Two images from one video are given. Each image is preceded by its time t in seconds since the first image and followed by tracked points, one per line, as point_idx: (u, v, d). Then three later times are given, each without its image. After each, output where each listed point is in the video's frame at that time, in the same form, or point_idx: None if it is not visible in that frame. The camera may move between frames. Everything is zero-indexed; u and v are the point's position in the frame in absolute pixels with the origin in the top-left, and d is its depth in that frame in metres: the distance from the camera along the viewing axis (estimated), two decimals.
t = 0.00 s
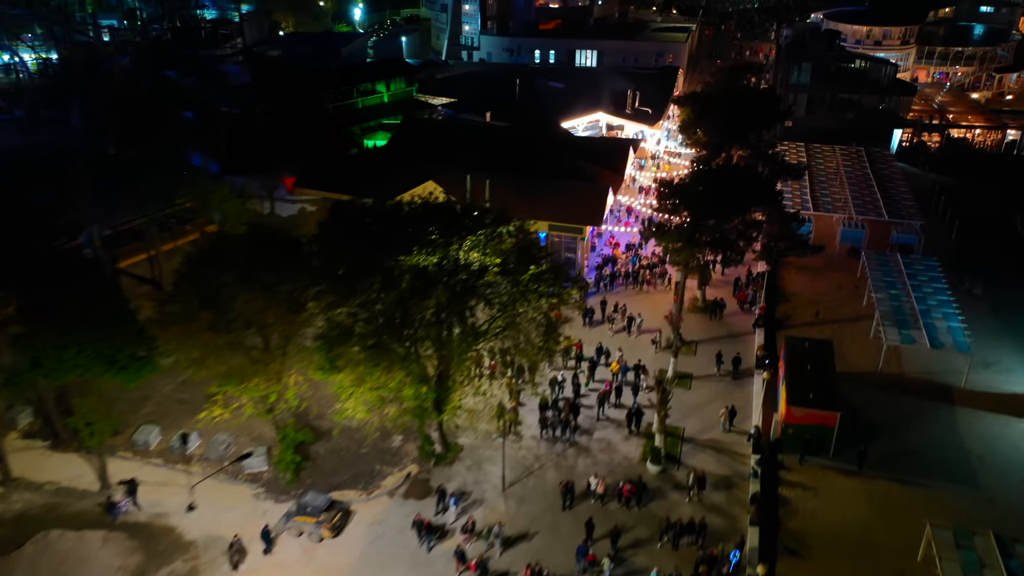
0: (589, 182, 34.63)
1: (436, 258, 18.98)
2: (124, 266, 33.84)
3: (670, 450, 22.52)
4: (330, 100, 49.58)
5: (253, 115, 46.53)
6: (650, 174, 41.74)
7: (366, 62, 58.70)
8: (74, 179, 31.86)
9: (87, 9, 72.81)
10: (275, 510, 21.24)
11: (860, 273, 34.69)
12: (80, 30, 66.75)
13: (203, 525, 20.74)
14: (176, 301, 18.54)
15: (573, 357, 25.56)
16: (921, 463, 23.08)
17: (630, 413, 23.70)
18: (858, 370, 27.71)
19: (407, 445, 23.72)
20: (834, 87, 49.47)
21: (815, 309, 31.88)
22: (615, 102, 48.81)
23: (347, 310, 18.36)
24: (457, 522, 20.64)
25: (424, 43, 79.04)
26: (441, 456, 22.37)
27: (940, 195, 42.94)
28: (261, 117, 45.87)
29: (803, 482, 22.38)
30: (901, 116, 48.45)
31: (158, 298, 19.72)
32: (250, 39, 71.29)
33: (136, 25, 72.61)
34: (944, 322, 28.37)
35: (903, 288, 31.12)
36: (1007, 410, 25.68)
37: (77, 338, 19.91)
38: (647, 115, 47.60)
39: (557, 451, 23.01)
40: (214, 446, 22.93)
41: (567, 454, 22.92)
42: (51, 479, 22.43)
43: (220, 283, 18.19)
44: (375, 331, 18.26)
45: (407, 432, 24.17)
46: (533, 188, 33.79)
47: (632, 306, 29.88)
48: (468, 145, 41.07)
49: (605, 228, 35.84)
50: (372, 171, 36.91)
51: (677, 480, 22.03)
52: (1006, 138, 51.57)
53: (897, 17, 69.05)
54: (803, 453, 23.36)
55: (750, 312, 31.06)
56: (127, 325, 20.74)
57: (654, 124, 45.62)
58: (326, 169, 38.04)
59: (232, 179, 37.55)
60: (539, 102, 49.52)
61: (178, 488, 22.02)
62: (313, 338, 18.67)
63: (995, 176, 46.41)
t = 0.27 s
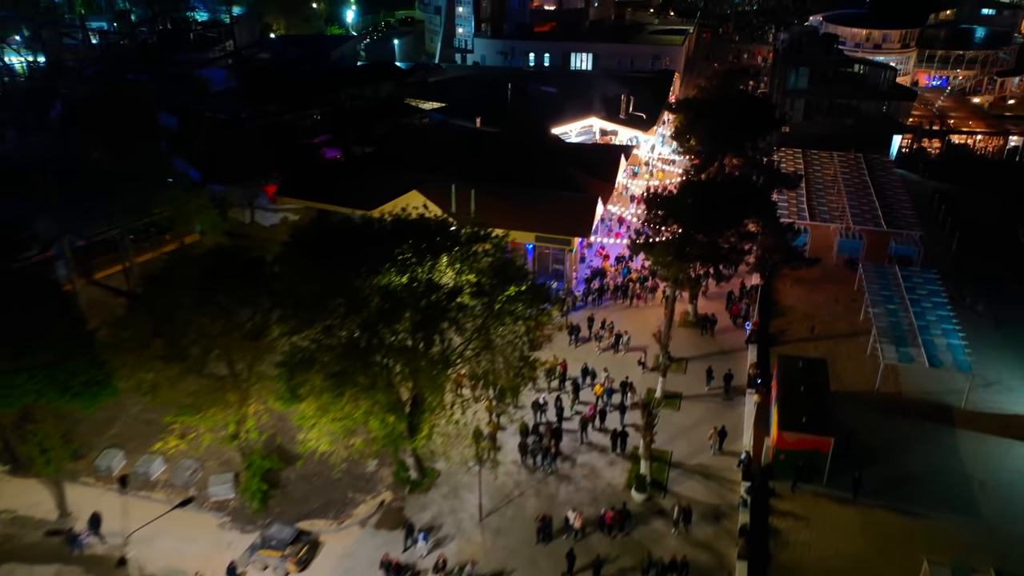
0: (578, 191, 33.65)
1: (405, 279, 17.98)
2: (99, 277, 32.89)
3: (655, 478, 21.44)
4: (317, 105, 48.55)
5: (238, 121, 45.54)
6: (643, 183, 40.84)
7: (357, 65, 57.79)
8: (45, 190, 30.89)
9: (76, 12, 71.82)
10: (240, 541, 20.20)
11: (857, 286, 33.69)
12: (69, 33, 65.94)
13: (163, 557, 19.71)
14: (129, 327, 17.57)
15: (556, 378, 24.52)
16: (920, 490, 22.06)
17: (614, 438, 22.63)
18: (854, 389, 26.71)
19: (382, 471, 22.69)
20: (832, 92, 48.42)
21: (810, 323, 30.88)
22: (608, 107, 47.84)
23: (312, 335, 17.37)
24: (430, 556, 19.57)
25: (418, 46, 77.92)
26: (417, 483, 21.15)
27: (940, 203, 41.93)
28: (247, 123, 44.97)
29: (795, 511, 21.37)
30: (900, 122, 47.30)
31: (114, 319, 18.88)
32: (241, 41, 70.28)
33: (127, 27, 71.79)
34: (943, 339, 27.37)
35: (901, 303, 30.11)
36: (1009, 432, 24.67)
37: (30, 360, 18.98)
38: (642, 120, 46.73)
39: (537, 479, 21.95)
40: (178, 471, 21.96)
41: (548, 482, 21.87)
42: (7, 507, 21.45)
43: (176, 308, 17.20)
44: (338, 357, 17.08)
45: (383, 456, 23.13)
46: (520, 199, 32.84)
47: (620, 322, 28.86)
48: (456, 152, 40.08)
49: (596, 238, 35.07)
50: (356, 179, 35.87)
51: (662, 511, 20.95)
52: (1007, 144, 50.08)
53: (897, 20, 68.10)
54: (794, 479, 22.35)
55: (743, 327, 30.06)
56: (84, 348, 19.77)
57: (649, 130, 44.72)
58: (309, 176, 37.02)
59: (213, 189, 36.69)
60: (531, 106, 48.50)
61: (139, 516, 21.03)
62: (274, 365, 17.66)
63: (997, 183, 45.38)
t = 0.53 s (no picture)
0: (567, 200, 32.64)
1: (374, 301, 17.03)
2: (75, 289, 32.04)
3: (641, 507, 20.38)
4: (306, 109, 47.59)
5: (225, 126, 44.58)
6: (637, 191, 39.92)
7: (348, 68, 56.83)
8: (16, 200, 29.89)
9: (67, 14, 70.93)
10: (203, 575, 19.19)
11: (856, 299, 32.67)
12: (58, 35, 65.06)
13: None
14: (80, 352, 16.55)
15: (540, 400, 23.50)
16: (920, 519, 21.03)
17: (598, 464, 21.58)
18: (851, 409, 25.71)
19: (357, 497, 21.64)
20: (831, 97, 47.30)
21: (807, 338, 29.85)
22: (603, 111, 46.86)
23: (275, 360, 16.38)
24: None
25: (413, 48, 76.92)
26: (393, 510, 19.62)
27: (942, 212, 40.88)
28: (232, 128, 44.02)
29: (788, 541, 20.37)
30: (901, 127, 46.22)
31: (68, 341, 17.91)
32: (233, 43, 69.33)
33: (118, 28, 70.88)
34: (944, 357, 26.34)
35: (901, 317, 29.10)
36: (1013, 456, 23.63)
37: None
38: (637, 125, 45.80)
39: (518, 507, 20.89)
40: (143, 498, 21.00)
41: (529, 509, 20.80)
42: None
43: (128, 333, 16.19)
44: (301, 384, 16.06)
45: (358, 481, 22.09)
46: (508, 209, 31.90)
47: (609, 339, 27.87)
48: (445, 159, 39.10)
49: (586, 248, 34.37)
50: (341, 187, 34.89)
51: (648, 542, 19.88)
52: (1011, 150, 49.46)
53: (898, 22, 66.98)
54: (786, 507, 21.37)
55: (737, 343, 29.03)
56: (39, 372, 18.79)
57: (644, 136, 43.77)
58: (293, 184, 36.05)
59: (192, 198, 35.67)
60: (523, 110, 47.48)
61: (99, 547, 20.04)
62: (234, 392, 16.65)
63: (1000, 191, 44.30)
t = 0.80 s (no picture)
0: (560, 210, 31.59)
1: (344, 323, 16.11)
2: (54, 299, 30.97)
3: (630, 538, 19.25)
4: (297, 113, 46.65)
5: (214, 131, 43.69)
6: (634, 199, 38.94)
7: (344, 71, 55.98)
8: None
9: (61, 15, 70.14)
10: None
11: (858, 311, 31.65)
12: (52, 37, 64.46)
13: None
14: (31, 378, 15.59)
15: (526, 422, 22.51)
16: (923, 551, 19.97)
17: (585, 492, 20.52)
18: (851, 430, 24.74)
19: (334, 524, 20.57)
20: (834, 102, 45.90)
21: (807, 354, 28.82)
22: (600, 116, 45.86)
23: (238, 388, 15.45)
24: None
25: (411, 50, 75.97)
26: (369, 539, 18.33)
27: (948, 220, 39.81)
28: (222, 133, 43.18)
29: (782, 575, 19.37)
30: (906, 133, 45.11)
31: (21, 364, 16.97)
32: (229, 45, 68.48)
33: (114, 30, 70.21)
34: (949, 376, 25.29)
35: (905, 333, 28.07)
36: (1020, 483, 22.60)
37: None
38: (636, 130, 44.94)
39: (501, 536, 19.77)
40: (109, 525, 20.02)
41: (514, 539, 19.66)
42: None
43: (79, 359, 15.24)
44: (265, 415, 15.09)
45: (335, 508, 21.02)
46: (499, 218, 30.92)
47: (601, 357, 26.89)
48: (437, 165, 38.15)
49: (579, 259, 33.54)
50: (328, 195, 33.94)
51: None
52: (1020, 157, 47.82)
53: (904, 24, 65.83)
54: (782, 537, 20.37)
55: (733, 359, 28.03)
56: None
57: (642, 142, 42.82)
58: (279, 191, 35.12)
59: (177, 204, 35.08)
60: (520, 115, 46.53)
61: None
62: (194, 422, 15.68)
63: (1008, 198, 43.16)
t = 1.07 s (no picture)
0: (556, 219, 30.64)
1: (316, 349, 15.46)
2: (37, 309, 30.22)
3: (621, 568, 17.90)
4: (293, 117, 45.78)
5: (207, 135, 42.91)
6: (634, 208, 38.01)
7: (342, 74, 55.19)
8: None
9: (61, 16, 69.60)
10: None
11: (863, 325, 30.63)
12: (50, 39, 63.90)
13: None
14: None
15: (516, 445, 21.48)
16: None
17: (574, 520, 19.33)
18: (855, 454, 23.73)
19: (312, 553, 19.46)
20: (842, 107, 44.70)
21: (810, 371, 27.78)
22: (601, 121, 44.94)
23: (200, 417, 14.62)
24: None
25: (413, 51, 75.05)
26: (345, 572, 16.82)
27: (958, 230, 38.70)
28: (215, 137, 42.39)
29: None
30: (914, 139, 43.94)
31: None
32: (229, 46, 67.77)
33: (113, 31, 69.62)
34: (958, 397, 24.22)
35: (912, 350, 27.02)
36: None
37: None
38: (638, 135, 44.10)
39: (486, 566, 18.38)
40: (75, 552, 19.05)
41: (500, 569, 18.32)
42: None
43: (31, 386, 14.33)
44: (226, 448, 14.18)
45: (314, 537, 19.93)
46: (493, 227, 29.99)
47: (595, 377, 25.92)
48: (432, 173, 37.26)
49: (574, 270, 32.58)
50: (318, 203, 33.08)
51: None
52: None
53: (914, 27, 64.65)
54: (781, 569, 19.35)
55: (733, 376, 27.06)
56: None
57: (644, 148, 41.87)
58: (269, 198, 34.29)
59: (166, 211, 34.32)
60: (519, 120, 45.62)
61: None
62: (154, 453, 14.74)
63: (1020, 206, 42.01)
